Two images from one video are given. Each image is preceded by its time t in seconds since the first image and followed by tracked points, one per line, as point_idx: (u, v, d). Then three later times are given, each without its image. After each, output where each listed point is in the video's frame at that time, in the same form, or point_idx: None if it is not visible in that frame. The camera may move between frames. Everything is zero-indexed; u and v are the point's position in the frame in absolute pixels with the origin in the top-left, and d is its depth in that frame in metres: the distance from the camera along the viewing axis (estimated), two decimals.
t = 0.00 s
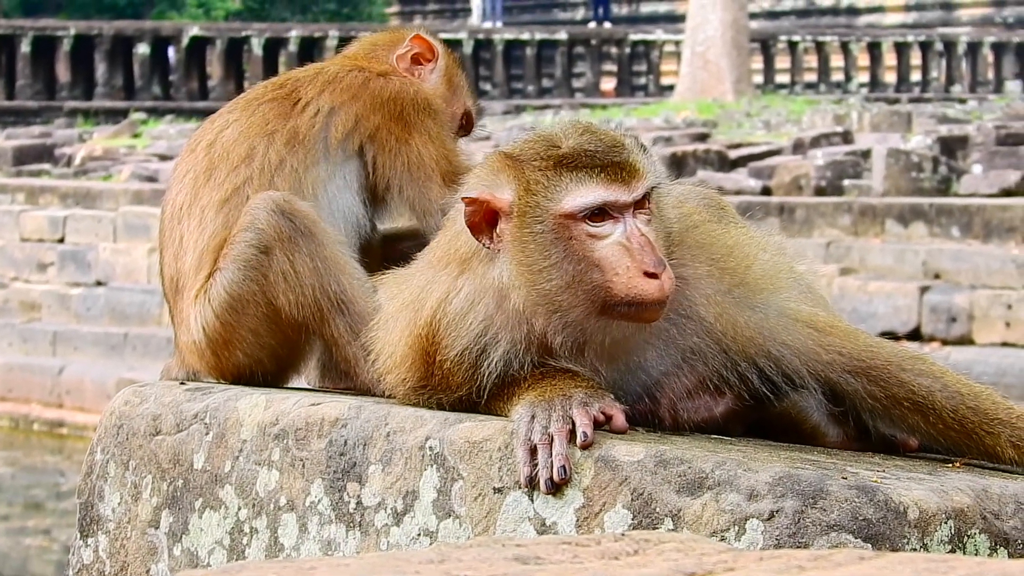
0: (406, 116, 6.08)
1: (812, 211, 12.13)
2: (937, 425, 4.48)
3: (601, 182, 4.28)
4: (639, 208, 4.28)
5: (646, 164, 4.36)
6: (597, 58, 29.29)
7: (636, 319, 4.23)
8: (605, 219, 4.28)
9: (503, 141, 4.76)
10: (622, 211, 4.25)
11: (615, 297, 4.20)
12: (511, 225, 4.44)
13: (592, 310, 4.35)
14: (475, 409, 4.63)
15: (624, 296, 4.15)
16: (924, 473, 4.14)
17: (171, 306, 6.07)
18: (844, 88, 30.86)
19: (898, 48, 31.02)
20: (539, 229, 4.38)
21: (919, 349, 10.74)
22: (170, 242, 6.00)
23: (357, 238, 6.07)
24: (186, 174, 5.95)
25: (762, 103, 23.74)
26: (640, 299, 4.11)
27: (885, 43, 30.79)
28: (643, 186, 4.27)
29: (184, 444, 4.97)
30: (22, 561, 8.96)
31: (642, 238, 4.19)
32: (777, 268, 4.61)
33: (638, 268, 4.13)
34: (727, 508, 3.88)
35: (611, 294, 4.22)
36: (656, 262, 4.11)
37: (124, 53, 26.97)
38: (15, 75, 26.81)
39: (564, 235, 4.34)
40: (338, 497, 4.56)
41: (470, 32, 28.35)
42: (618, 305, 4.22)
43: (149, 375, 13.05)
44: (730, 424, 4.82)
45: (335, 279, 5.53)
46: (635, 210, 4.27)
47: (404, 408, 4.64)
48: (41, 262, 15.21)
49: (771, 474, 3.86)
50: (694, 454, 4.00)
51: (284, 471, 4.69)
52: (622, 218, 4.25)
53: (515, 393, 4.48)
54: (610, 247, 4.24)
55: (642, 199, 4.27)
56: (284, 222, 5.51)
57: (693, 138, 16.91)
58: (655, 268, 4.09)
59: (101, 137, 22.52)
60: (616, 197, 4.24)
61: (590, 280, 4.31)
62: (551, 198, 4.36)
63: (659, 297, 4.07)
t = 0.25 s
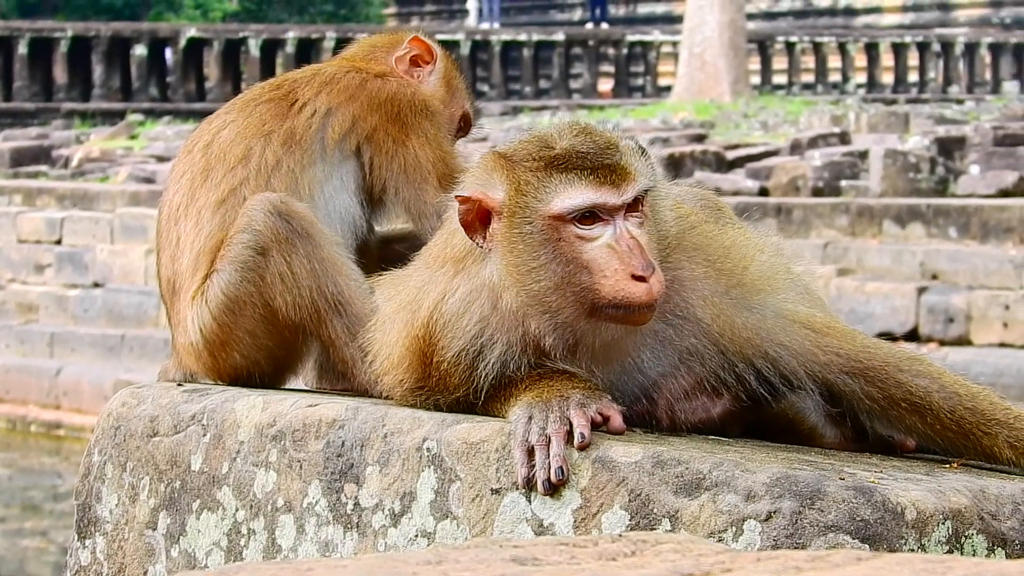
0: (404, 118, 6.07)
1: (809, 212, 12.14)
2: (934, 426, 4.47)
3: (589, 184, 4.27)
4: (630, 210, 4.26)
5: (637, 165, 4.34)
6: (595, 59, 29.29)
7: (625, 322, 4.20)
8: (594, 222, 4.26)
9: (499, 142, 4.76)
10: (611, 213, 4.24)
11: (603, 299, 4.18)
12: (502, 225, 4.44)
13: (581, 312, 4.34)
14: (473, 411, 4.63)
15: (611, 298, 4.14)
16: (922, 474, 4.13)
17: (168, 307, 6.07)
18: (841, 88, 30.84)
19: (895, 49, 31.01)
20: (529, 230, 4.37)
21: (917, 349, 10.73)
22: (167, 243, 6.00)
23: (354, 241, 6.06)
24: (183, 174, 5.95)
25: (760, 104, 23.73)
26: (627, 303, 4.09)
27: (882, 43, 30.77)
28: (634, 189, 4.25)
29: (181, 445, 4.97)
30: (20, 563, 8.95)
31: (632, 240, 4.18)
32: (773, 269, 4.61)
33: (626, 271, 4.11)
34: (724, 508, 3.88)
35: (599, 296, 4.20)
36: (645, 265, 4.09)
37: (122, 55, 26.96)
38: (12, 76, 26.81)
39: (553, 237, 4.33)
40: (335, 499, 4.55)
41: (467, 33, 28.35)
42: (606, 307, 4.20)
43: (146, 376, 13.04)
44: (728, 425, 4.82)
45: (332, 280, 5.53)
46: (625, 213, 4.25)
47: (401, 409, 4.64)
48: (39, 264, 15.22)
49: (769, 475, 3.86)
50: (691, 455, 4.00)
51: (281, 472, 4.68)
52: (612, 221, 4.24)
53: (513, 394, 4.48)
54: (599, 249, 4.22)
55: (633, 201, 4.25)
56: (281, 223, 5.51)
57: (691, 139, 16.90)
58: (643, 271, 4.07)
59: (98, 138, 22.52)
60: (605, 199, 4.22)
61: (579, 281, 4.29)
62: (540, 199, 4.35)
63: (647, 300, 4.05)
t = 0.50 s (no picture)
0: (404, 119, 6.07)
1: (808, 214, 12.16)
2: (932, 426, 4.48)
3: (581, 184, 4.26)
4: (620, 210, 4.26)
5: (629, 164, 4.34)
6: (593, 61, 29.31)
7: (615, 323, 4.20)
8: (583, 221, 4.26)
9: (498, 142, 4.75)
10: (603, 213, 4.23)
11: (593, 299, 4.18)
12: (494, 225, 4.44)
13: (572, 311, 4.34)
14: (471, 412, 4.64)
15: (600, 298, 4.13)
16: (919, 475, 4.13)
17: (167, 307, 6.07)
18: (839, 90, 30.82)
19: (894, 51, 31.00)
20: (520, 230, 4.37)
21: (915, 351, 10.73)
22: (166, 243, 6.00)
23: (353, 242, 6.06)
24: (183, 174, 5.95)
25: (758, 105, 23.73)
26: (617, 303, 4.09)
27: (881, 45, 30.75)
28: (624, 188, 4.25)
29: (179, 446, 4.97)
30: (17, 563, 8.95)
31: (622, 240, 4.17)
32: (773, 270, 4.60)
33: (617, 272, 4.11)
34: (722, 509, 3.88)
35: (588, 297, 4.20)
36: (634, 266, 4.08)
37: (120, 56, 26.96)
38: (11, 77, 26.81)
39: (545, 236, 4.33)
40: (333, 499, 4.55)
41: (466, 34, 28.34)
42: (596, 307, 4.19)
43: (143, 376, 13.03)
44: (726, 426, 4.82)
45: (330, 281, 5.53)
46: (617, 213, 4.24)
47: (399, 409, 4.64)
48: (37, 264, 15.22)
49: (766, 476, 3.86)
50: (689, 456, 4.00)
51: (279, 472, 4.68)
52: (603, 221, 4.24)
53: (511, 394, 4.48)
54: (589, 250, 4.22)
55: (624, 201, 4.25)
56: (280, 224, 5.51)
57: (689, 140, 16.90)
58: (632, 272, 4.07)
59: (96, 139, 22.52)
60: (595, 199, 4.22)
61: (568, 282, 4.30)
62: (530, 198, 4.35)
63: (637, 300, 4.04)
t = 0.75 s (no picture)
0: (402, 120, 6.06)
1: (806, 214, 12.19)
2: (931, 426, 4.47)
3: (574, 186, 4.27)
4: (615, 213, 4.26)
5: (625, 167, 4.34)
6: (592, 61, 29.31)
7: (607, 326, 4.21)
8: (577, 223, 4.28)
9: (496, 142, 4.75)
10: (596, 215, 4.24)
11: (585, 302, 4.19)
12: (490, 225, 4.45)
13: (566, 313, 4.34)
14: (470, 413, 4.64)
15: (592, 301, 4.14)
16: (918, 476, 4.13)
17: (166, 308, 6.07)
18: (838, 90, 30.79)
19: (893, 51, 30.98)
20: (516, 233, 4.38)
21: (914, 351, 10.73)
22: (165, 244, 6.00)
23: (351, 243, 6.06)
24: (181, 176, 5.95)
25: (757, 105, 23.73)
26: (608, 305, 4.10)
27: (879, 45, 30.72)
28: (619, 191, 4.25)
29: (177, 448, 4.97)
30: (16, 565, 8.95)
31: (616, 243, 4.18)
32: (771, 270, 4.59)
33: (609, 274, 4.12)
34: (721, 510, 3.88)
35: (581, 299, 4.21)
36: (627, 269, 4.09)
37: (119, 56, 26.96)
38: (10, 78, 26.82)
39: (539, 239, 4.34)
40: (332, 500, 4.55)
41: (464, 34, 28.33)
42: (589, 310, 4.20)
43: (142, 378, 13.03)
44: (725, 426, 4.83)
45: (328, 282, 5.53)
46: (611, 216, 4.25)
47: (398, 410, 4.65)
48: (36, 266, 15.22)
49: (765, 477, 3.86)
50: (688, 457, 4.00)
51: (278, 474, 4.68)
52: (596, 223, 4.25)
53: (509, 396, 4.49)
54: (583, 252, 4.23)
55: (619, 203, 4.25)
56: (277, 225, 5.51)
57: (687, 140, 16.91)
58: (625, 275, 4.07)
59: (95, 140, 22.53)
60: (588, 201, 4.23)
61: (562, 284, 4.30)
62: (525, 201, 4.36)
63: (629, 303, 4.05)
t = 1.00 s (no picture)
0: (402, 122, 6.06)
1: (806, 215, 12.20)
2: (931, 428, 4.47)
3: (565, 192, 4.26)
4: (608, 219, 4.26)
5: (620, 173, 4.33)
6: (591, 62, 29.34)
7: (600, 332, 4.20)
8: (569, 229, 4.26)
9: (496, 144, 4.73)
10: (589, 222, 4.23)
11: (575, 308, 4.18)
12: (484, 229, 4.45)
13: (559, 318, 4.35)
14: (470, 415, 4.64)
15: (582, 308, 4.13)
16: (918, 477, 4.13)
17: (165, 310, 6.07)
18: (837, 90, 30.78)
19: (892, 52, 30.97)
20: (509, 238, 4.38)
21: (914, 351, 10.74)
22: (165, 246, 6.00)
23: (351, 245, 6.06)
24: (181, 178, 5.96)
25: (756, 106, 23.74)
26: (597, 313, 4.09)
27: (879, 46, 30.71)
28: (611, 198, 4.24)
29: (177, 450, 4.96)
30: (17, 567, 8.96)
31: (608, 250, 4.17)
32: (770, 271, 4.58)
33: (599, 281, 4.11)
34: (721, 512, 3.87)
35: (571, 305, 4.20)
36: (617, 276, 4.08)
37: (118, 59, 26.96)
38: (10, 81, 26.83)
39: (531, 245, 4.34)
40: (332, 502, 4.55)
41: (464, 36, 28.32)
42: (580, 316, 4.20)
43: (142, 380, 13.04)
44: (725, 428, 4.83)
45: (329, 285, 5.53)
46: (604, 222, 4.24)
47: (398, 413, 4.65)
48: (36, 268, 15.23)
49: (765, 479, 3.86)
50: (688, 458, 4.00)
51: (278, 476, 4.68)
52: (589, 229, 4.23)
53: (510, 398, 4.49)
54: (574, 258, 4.23)
55: (611, 210, 4.25)
56: (277, 228, 5.51)
57: (686, 141, 16.92)
58: (614, 282, 4.07)
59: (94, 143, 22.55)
60: (580, 207, 4.22)
61: (553, 289, 4.30)
62: (516, 206, 4.36)
63: (619, 310, 4.04)
